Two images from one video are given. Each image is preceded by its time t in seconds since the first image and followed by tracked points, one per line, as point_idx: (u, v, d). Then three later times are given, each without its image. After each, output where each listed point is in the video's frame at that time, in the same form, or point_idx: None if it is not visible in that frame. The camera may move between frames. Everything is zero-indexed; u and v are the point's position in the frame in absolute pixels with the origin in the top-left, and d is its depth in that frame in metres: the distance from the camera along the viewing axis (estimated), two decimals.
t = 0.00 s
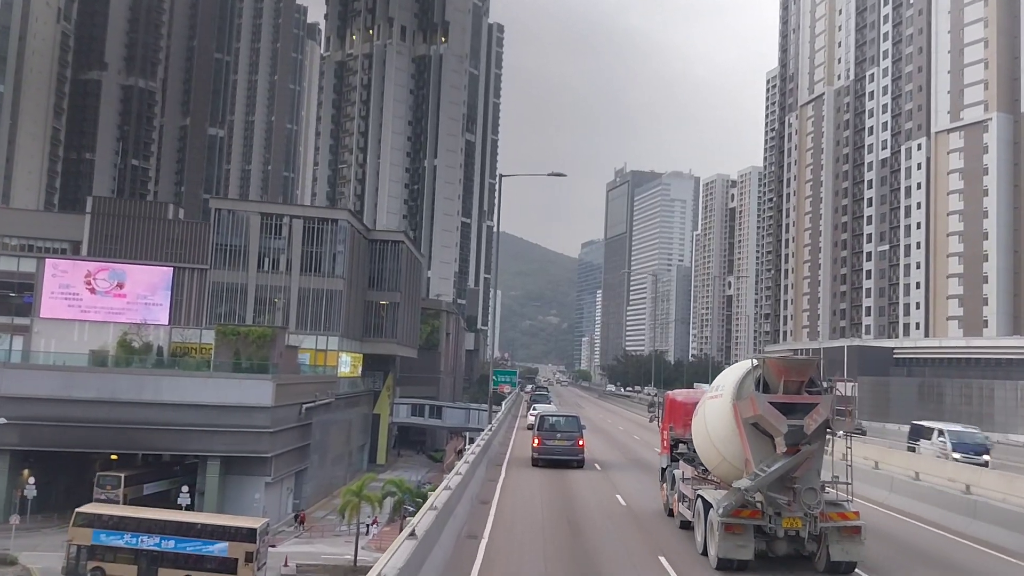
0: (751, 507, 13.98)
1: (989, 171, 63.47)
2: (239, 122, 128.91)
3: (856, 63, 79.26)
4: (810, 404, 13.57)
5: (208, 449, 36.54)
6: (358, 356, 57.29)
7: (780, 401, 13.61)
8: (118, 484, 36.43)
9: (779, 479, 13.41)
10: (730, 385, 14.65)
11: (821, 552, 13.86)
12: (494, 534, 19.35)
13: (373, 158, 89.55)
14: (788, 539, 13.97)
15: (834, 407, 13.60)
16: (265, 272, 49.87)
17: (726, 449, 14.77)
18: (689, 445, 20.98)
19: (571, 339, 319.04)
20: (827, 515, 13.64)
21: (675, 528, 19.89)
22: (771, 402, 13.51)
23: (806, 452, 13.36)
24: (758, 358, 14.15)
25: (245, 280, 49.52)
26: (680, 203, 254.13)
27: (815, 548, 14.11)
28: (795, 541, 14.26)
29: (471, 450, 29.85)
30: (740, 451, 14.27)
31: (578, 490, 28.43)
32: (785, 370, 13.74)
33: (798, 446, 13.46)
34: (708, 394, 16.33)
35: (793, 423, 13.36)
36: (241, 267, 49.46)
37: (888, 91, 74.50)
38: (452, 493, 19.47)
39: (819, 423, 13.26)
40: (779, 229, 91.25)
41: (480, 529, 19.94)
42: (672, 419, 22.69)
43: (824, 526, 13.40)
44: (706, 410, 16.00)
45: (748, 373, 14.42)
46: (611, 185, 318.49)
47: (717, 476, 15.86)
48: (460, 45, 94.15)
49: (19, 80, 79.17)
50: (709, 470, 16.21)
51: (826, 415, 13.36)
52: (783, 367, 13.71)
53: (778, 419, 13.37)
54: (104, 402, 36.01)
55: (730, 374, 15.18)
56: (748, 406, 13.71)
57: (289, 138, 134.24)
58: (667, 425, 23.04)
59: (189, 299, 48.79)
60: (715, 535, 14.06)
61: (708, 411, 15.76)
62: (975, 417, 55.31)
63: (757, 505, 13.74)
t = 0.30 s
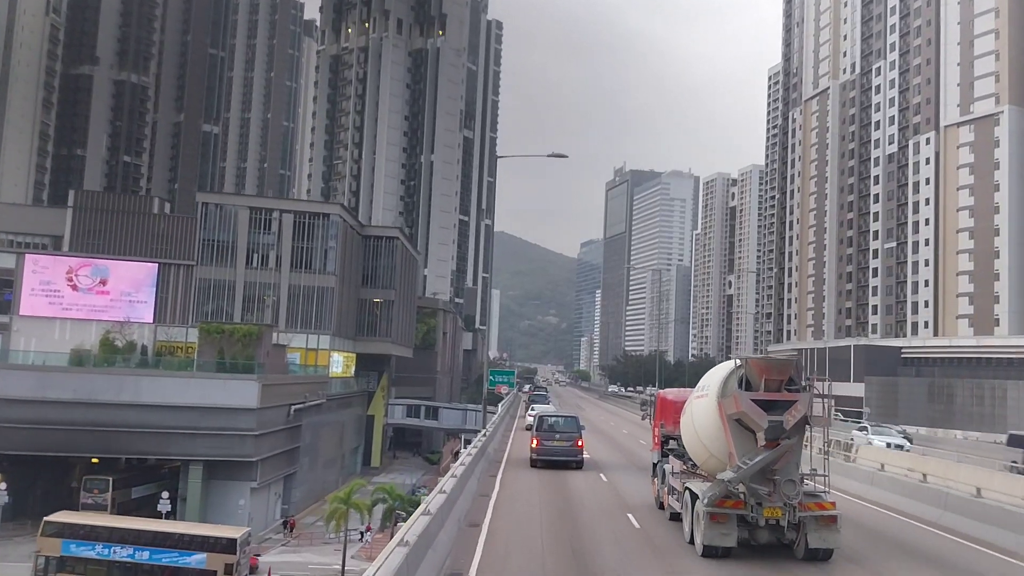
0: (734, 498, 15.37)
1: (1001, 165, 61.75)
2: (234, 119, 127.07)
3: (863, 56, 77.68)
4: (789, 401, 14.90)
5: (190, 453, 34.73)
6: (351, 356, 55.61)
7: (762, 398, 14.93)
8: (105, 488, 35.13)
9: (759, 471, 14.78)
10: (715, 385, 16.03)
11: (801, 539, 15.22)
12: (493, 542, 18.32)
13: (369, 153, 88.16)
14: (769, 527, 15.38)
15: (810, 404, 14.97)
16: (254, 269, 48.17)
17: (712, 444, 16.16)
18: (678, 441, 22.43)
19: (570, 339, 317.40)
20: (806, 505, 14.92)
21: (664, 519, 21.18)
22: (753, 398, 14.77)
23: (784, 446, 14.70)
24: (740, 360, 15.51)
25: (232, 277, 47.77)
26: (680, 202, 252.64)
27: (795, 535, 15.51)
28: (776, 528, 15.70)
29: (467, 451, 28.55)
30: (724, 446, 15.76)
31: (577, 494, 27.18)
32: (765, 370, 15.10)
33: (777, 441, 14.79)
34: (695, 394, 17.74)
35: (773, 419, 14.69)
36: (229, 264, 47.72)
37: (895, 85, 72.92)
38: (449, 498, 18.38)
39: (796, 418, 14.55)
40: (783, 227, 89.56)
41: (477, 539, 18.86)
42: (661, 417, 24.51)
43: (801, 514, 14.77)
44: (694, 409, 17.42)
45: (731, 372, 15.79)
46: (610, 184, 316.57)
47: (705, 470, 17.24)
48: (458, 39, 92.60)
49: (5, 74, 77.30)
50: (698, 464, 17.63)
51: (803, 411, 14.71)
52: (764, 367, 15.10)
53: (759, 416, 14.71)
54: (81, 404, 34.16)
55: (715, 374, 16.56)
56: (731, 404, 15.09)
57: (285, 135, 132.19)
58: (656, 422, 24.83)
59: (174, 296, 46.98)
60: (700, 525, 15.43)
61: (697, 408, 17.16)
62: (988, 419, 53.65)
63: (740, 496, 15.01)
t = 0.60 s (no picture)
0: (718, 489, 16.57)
1: (1013, 159, 60.04)
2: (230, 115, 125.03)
3: (869, 50, 76.07)
4: (770, 399, 16.08)
5: (173, 458, 32.98)
6: (344, 355, 53.78)
7: (745, 396, 16.10)
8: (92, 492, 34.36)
9: (741, 464, 16.00)
10: (700, 384, 17.22)
11: (781, 527, 16.44)
12: (484, 554, 17.12)
13: (364, 149, 86.34)
14: (751, 517, 16.60)
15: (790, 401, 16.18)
16: (243, 265, 46.37)
17: (696, 440, 17.38)
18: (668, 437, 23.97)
19: (569, 339, 315.37)
20: (786, 497, 16.08)
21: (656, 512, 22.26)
22: (736, 396, 15.98)
23: (766, 441, 15.88)
24: (725, 361, 16.68)
25: (220, 274, 46.02)
26: (680, 202, 251.01)
27: (777, 525, 16.69)
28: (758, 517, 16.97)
29: (459, 456, 27.05)
30: (707, 441, 16.95)
31: (575, 501, 25.73)
32: (748, 370, 16.27)
33: (759, 436, 15.98)
34: (683, 393, 18.92)
35: (754, 416, 15.91)
36: (217, 259, 45.94)
37: (902, 78, 71.29)
38: (437, 510, 17.12)
39: (777, 415, 15.77)
40: (787, 224, 87.83)
41: (467, 549, 17.67)
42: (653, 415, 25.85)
43: (782, 505, 15.85)
44: (681, 407, 18.63)
45: (715, 371, 17.01)
46: (610, 183, 314.93)
47: (690, 465, 18.46)
48: (455, 32, 91.02)
49: None
50: (685, 460, 18.86)
51: (783, 409, 15.90)
52: (747, 367, 16.27)
53: (742, 413, 15.90)
54: (55, 406, 32.27)
55: (701, 374, 17.78)
56: (713, 401, 16.35)
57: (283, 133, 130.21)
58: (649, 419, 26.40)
59: (159, 293, 45.33)
60: (687, 514, 16.57)
61: (683, 407, 18.40)
62: (1002, 420, 52.01)
63: (724, 488, 16.23)
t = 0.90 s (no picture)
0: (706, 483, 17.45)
1: None
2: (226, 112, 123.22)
3: (876, 42, 74.50)
4: (754, 397, 16.88)
5: (152, 462, 31.16)
6: (337, 355, 51.98)
7: (731, 394, 16.91)
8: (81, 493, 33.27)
9: (727, 457, 16.83)
10: (689, 383, 18.03)
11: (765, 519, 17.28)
12: (485, 560, 15.64)
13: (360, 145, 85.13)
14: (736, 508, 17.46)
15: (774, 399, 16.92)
16: (232, 262, 44.63)
17: (685, 435, 18.27)
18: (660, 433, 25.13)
19: (570, 339, 313.59)
20: (769, 489, 16.90)
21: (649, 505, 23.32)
22: (722, 394, 16.77)
23: (750, 437, 16.69)
24: (712, 361, 17.47)
25: (208, 271, 44.34)
26: (681, 201, 249.48)
27: (761, 516, 17.52)
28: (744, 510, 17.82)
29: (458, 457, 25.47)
30: (695, 437, 17.79)
31: (579, 505, 24.18)
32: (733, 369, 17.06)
33: (743, 432, 16.78)
34: (673, 392, 19.77)
35: (739, 413, 16.71)
36: (203, 255, 44.26)
37: (911, 71, 69.61)
38: (434, 513, 15.66)
39: (761, 412, 16.56)
40: (792, 222, 86.20)
41: (465, 555, 16.24)
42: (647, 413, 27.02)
43: (765, 496, 16.71)
44: (671, 405, 19.50)
45: (702, 371, 17.89)
46: (610, 183, 313.42)
47: (680, 459, 19.33)
48: (453, 26, 89.46)
49: None
50: (675, 454, 19.71)
51: (767, 405, 16.70)
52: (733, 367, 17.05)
53: (728, 410, 16.69)
54: (30, 408, 30.59)
55: (690, 374, 18.65)
56: (700, 400, 17.17)
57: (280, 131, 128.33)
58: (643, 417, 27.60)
59: (144, 290, 43.65)
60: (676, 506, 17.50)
61: (672, 406, 19.31)
62: (1017, 422, 50.32)
63: (711, 481, 17.08)
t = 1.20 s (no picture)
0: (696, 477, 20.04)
1: None
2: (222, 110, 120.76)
3: (885, 34, 72.92)
4: (741, 397, 19.31)
5: (131, 471, 29.45)
6: (332, 356, 50.19)
7: (719, 393, 19.37)
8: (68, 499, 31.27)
9: (715, 453, 19.30)
10: (682, 383, 20.44)
11: (753, 510, 19.84)
12: None
13: (358, 141, 84.80)
14: (725, 499, 20.09)
15: (757, 399, 19.37)
16: (220, 258, 42.99)
17: (679, 433, 20.81)
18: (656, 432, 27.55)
19: (571, 339, 311.82)
20: (756, 483, 19.52)
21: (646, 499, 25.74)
22: (712, 394, 19.19)
23: (738, 433, 19.14)
24: (703, 364, 19.86)
25: (195, 268, 42.68)
26: (683, 200, 247.77)
27: (749, 506, 20.14)
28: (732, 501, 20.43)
29: (450, 468, 23.94)
30: (688, 433, 20.30)
31: (580, 518, 22.72)
32: (721, 370, 19.54)
33: (731, 430, 19.25)
34: (668, 393, 22.28)
35: (727, 412, 19.12)
36: (191, 252, 42.60)
37: (921, 63, 67.97)
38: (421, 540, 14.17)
39: (746, 412, 18.98)
40: (798, 219, 84.43)
41: None
42: (643, 413, 29.37)
43: (752, 489, 19.34)
44: (666, 405, 22.01)
45: (694, 374, 20.30)
46: (612, 181, 311.67)
47: (676, 455, 21.88)
48: (452, 19, 87.94)
49: None
50: (671, 450, 22.29)
51: (752, 405, 19.09)
52: (721, 369, 19.55)
53: (716, 409, 19.13)
54: (4, 411, 28.84)
55: (682, 378, 21.12)
56: (691, 400, 19.61)
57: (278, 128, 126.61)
58: (639, 417, 29.96)
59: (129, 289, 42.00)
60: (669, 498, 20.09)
61: (669, 407, 21.77)
62: None
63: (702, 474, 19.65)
